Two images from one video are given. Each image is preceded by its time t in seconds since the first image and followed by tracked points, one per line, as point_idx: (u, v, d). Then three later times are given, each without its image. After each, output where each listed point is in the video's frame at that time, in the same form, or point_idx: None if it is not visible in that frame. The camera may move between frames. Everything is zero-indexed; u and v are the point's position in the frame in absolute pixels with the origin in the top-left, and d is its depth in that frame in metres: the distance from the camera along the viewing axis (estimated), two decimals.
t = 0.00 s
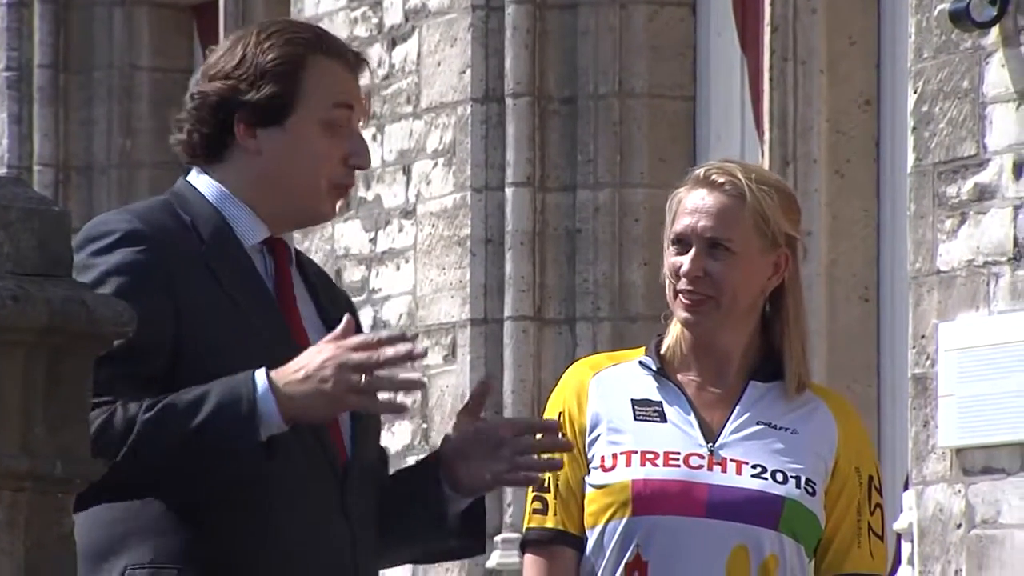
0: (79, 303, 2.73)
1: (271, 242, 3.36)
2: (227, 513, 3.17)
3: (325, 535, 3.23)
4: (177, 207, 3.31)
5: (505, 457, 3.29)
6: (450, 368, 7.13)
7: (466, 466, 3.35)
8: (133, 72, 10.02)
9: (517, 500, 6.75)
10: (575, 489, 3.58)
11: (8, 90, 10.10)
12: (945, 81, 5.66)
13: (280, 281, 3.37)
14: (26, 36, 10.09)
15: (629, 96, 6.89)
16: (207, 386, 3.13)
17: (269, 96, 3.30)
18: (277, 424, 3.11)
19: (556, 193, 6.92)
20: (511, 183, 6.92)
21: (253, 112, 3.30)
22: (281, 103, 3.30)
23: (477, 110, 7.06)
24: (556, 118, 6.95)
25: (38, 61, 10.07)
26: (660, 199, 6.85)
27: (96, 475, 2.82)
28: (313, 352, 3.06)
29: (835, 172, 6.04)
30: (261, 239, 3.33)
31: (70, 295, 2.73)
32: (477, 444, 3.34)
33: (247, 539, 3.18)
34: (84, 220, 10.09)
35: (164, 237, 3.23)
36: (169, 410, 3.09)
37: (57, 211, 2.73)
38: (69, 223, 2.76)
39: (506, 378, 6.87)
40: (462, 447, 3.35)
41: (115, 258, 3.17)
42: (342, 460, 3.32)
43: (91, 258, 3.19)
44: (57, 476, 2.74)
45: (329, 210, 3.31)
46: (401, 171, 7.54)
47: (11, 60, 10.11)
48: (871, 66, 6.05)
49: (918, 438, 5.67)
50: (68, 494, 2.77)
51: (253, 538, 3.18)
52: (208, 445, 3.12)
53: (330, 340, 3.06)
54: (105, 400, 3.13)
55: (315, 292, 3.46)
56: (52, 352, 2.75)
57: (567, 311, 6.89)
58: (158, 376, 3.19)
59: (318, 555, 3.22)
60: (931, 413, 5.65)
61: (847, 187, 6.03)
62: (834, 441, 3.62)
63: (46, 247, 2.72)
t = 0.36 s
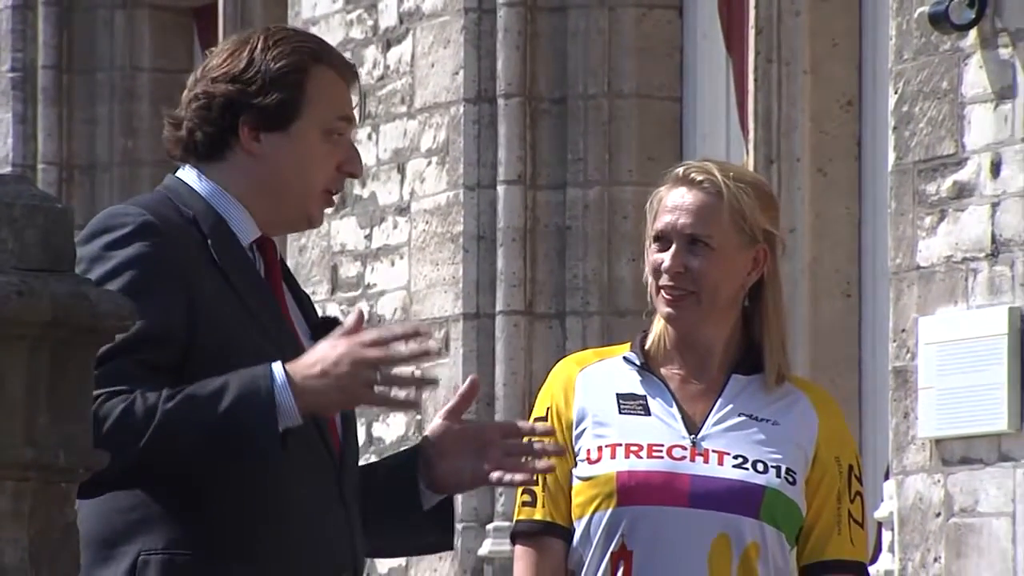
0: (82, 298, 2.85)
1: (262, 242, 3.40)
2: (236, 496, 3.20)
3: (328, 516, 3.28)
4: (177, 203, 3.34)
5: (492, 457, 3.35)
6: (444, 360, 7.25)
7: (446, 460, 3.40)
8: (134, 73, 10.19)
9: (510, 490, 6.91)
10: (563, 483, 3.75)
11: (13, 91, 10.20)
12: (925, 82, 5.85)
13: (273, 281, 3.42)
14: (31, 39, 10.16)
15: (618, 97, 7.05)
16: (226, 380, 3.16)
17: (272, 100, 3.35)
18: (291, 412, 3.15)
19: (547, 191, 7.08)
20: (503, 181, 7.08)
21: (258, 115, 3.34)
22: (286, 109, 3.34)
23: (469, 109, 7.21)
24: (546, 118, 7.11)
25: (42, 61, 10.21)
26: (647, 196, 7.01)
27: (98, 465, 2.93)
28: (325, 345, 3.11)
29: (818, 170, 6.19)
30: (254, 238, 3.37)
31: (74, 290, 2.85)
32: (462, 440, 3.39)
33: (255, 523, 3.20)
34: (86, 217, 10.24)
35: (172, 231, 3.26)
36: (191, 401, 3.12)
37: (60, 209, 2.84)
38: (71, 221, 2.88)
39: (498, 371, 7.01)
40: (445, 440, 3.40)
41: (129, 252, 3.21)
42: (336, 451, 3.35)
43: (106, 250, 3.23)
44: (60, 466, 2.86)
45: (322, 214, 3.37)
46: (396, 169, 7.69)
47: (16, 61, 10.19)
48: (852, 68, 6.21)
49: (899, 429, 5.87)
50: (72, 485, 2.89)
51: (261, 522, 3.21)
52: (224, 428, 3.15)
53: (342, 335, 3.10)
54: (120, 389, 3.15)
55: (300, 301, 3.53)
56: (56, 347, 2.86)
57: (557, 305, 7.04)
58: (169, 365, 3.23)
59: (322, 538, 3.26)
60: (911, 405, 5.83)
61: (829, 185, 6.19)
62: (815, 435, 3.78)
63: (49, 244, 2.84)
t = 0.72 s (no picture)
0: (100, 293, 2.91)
1: (266, 241, 3.67)
2: (241, 474, 3.47)
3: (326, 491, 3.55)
4: (186, 203, 3.61)
5: (474, 426, 3.67)
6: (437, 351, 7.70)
7: (432, 435, 3.70)
8: (149, 84, 11.17)
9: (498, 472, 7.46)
10: (546, 464, 3.98)
11: (36, 100, 11.20)
12: (884, 93, 6.33)
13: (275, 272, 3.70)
14: (52, 52, 11.21)
15: (598, 107, 7.48)
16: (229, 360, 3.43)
17: (283, 112, 3.61)
18: (292, 390, 3.42)
19: (533, 193, 7.52)
20: (492, 184, 7.52)
21: (268, 124, 3.60)
22: (295, 120, 3.60)
23: (461, 118, 7.65)
24: (532, 126, 7.54)
25: (63, 73, 11.17)
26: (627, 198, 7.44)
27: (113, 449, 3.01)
28: (319, 325, 3.40)
29: (785, 174, 6.65)
30: (259, 236, 3.64)
31: (92, 285, 2.91)
32: (444, 415, 3.70)
33: (258, 499, 3.48)
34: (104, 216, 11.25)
35: (182, 228, 3.54)
36: (198, 381, 3.39)
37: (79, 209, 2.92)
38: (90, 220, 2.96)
39: (487, 361, 7.47)
40: (429, 417, 3.70)
41: (145, 249, 3.48)
42: (333, 433, 3.63)
43: (123, 247, 3.50)
44: (78, 452, 2.93)
45: (322, 217, 3.64)
46: (392, 173, 8.13)
47: (38, 72, 11.22)
48: (816, 80, 6.67)
49: (860, 415, 6.36)
50: (89, 468, 2.97)
51: (262, 496, 3.48)
52: (230, 412, 3.42)
53: (333, 314, 3.40)
54: (134, 376, 3.41)
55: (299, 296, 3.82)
56: (76, 340, 2.93)
57: (542, 300, 7.49)
58: (180, 353, 3.49)
59: (322, 511, 3.53)
60: (871, 393, 6.31)
61: (795, 189, 6.64)
62: (781, 421, 3.99)
63: (69, 242, 2.92)
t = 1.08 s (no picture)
0: (111, 284, 3.45)
1: (268, 234, 4.14)
2: (243, 436, 3.95)
3: (317, 458, 4.00)
4: (197, 202, 4.08)
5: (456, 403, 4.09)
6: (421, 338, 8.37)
7: (421, 411, 4.14)
8: (157, 92, 12.31)
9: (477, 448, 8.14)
10: (520, 439, 4.43)
11: (54, 108, 12.43)
12: (830, 102, 6.97)
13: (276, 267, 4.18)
14: (67, 63, 12.46)
15: (570, 114, 8.11)
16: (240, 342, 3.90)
17: (281, 116, 4.07)
18: (300, 368, 3.89)
19: (509, 194, 8.17)
20: (471, 185, 8.16)
21: (265, 128, 4.06)
22: (288, 123, 4.06)
23: (443, 124, 8.28)
24: (508, 132, 8.19)
25: (78, 83, 12.44)
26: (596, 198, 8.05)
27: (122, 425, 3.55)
28: (320, 309, 3.89)
29: (739, 176, 7.32)
30: (262, 231, 4.12)
31: (104, 278, 3.44)
32: (430, 393, 4.13)
33: (255, 468, 3.95)
34: (115, 214, 12.35)
35: (192, 225, 4.01)
36: (211, 363, 3.87)
37: (92, 209, 3.46)
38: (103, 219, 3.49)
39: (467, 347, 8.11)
40: (414, 398, 4.14)
41: (153, 244, 3.95)
42: (328, 409, 4.08)
43: (136, 244, 3.98)
44: (91, 426, 3.47)
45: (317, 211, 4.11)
46: (380, 175, 8.78)
47: (57, 83, 12.47)
48: (769, 90, 7.36)
49: (807, 396, 7.00)
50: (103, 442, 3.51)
51: (265, 465, 3.95)
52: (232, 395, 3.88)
53: (333, 298, 3.89)
54: (147, 361, 3.88)
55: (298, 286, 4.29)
56: (89, 328, 3.48)
57: (518, 292, 8.14)
58: (190, 340, 3.96)
59: (317, 479, 4.00)
60: (818, 375, 6.96)
61: (748, 190, 7.31)
62: (735, 402, 4.44)
63: (83, 237, 3.46)
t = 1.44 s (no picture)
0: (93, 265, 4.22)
1: (274, 233, 4.41)
2: (239, 422, 4.21)
3: (311, 441, 4.27)
4: (207, 202, 4.36)
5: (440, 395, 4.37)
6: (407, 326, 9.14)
7: (404, 405, 4.41)
8: (168, 103, 13.11)
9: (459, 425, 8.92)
10: (498, 416, 4.61)
11: (74, 116, 13.23)
12: (778, 112, 7.69)
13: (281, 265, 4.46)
14: (86, 75, 13.23)
15: (543, 121, 8.85)
16: (224, 343, 4.15)
17: (286, 126, 4.32)
18: (274, 371, 4.11)
19: (488, 194, 8.91)
20: (453, 186, 8.90)
21: (272, 138, 4.33)
22: (294, 134, 4.32)
23: (428, 131, 9.04)
24: (486, 138, 8.94)
25: (97, 94, 13.18)
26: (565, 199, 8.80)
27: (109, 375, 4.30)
28: (301, 319, 4.10)
29: (696, 178, 8.05)
30: (267, 231, 4.39)
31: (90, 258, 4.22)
32: (416, 389, 4.41)
33: (252, 447, 4.22)
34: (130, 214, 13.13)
35: (196, 224, 4.29)
36: (196, 360, 4.13)
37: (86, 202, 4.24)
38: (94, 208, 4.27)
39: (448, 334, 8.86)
40: (403, 390, 4.42)
41: (160, 241, 4.24)
42: (323, 397, 4.36)
43: (145, 240, 4.27)
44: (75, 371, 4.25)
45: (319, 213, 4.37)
46: (370, 178, 9.57)
47: (77, 93, 13.24)
48: (723, 100, 8.11)
49: (758, 377, 7.71)
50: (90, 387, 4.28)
51: (258, 450, 4.22)
52: (221, 385, 4.14)
53: (315, 311, 4.10)
54: (144, 350, 4.19)
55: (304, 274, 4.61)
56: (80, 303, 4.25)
57: (496, 283, 8.90)
58: (187, 329, 4.26)
59: (308, 463, 4.26)
60: (767, 358, 7.67)
61: (704, 190, 8.04)
62: (693, 383, 4.65)
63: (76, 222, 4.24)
